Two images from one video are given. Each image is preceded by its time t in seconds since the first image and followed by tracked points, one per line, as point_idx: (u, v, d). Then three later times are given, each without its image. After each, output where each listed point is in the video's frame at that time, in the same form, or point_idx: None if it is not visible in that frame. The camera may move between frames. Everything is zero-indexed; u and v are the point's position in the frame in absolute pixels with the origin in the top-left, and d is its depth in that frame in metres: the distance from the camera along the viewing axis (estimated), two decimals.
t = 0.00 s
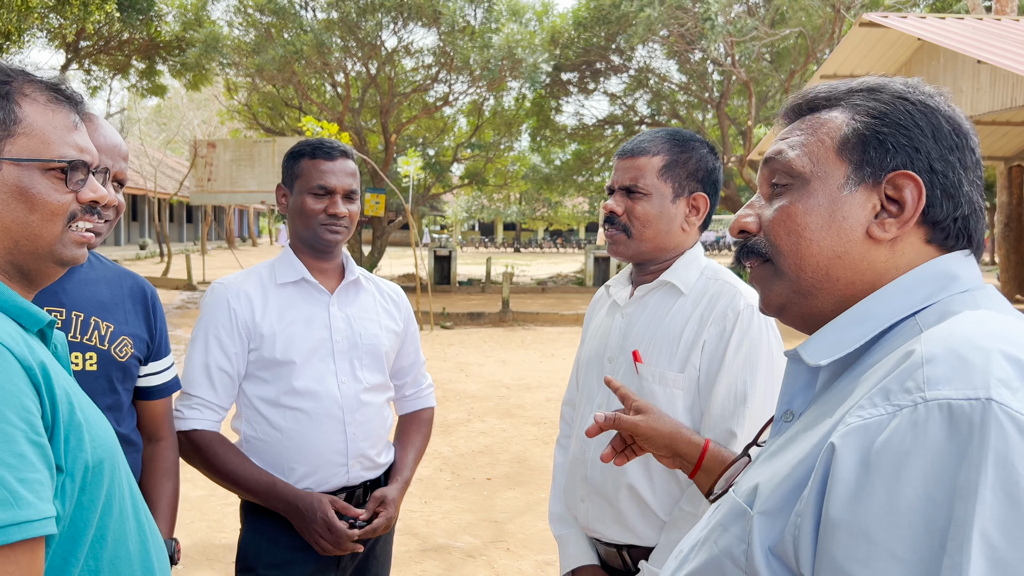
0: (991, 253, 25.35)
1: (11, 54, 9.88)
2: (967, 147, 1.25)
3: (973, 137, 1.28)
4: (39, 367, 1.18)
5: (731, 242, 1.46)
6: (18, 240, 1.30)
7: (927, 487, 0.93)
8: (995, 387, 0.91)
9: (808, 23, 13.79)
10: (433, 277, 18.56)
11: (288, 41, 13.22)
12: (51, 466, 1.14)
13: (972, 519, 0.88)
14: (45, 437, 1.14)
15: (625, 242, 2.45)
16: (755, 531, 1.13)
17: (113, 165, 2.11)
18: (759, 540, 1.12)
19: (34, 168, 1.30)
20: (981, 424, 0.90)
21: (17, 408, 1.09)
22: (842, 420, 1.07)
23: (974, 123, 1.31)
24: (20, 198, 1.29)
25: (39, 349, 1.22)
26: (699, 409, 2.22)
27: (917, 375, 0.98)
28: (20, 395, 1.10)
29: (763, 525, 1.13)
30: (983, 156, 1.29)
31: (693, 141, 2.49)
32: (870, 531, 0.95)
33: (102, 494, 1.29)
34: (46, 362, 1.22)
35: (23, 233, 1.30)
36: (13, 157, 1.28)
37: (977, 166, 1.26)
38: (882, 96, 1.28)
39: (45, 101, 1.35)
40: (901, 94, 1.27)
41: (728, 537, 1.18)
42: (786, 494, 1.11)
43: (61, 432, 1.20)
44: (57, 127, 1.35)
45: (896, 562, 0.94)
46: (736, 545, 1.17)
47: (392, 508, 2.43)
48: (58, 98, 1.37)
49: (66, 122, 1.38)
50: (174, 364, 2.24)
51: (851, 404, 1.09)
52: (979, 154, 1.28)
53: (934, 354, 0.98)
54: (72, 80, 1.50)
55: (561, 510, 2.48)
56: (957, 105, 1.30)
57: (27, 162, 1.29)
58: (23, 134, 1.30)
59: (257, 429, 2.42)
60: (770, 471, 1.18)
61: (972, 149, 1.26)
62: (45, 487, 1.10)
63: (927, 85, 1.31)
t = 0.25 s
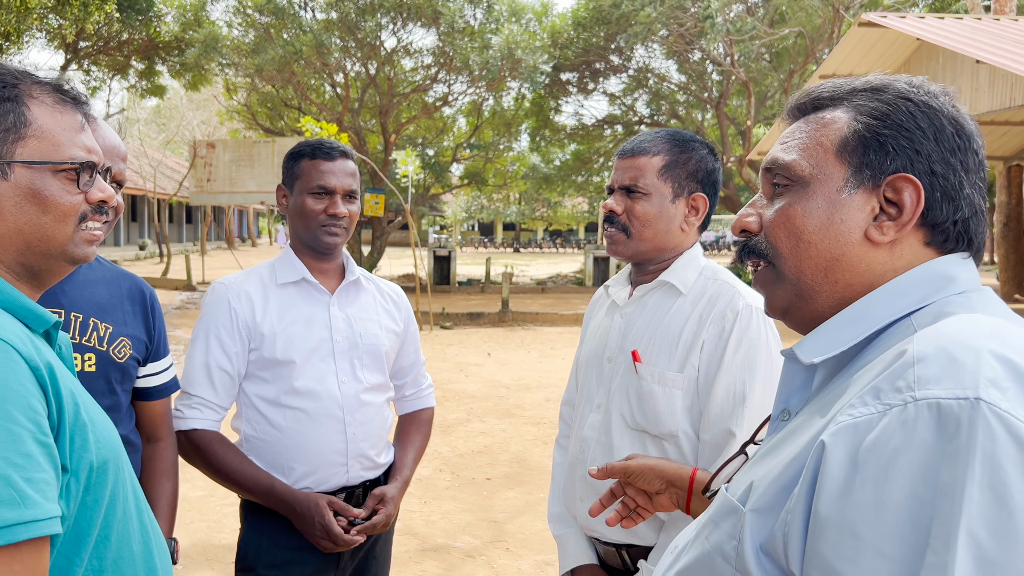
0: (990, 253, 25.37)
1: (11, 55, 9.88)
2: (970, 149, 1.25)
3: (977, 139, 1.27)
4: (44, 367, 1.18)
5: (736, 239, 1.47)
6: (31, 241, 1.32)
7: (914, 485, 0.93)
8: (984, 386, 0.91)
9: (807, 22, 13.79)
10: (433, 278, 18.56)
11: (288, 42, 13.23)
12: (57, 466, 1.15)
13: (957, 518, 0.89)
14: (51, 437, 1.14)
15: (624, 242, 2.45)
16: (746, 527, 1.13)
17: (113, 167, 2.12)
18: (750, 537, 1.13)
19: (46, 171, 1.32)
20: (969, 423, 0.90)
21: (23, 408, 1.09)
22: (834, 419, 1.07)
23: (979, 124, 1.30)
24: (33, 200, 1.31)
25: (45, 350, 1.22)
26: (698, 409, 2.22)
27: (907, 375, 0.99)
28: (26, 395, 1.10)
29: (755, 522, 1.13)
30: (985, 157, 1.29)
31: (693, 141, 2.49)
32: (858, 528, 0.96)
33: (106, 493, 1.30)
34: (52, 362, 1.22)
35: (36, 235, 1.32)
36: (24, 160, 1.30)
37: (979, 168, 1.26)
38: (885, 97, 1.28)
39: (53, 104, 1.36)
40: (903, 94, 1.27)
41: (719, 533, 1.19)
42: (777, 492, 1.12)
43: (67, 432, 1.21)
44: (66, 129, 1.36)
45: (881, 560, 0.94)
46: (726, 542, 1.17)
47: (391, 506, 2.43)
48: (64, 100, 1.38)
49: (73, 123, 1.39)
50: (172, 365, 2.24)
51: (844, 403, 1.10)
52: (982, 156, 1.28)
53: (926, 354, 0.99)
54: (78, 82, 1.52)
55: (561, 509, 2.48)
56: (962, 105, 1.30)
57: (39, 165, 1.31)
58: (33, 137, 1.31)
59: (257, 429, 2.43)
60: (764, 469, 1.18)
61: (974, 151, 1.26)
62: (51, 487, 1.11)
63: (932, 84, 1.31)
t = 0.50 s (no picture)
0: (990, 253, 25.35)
1: (9, 56, 9.87)
2: (976, 151, 1.24)
3: (985, 140, 1.26)
4: (50, 363, 1.18)
5: (737, 232, 1.48)
6: (50, 244, 1.35)
7: (903, 481, 0.93)
8: (974, 383, 0.91)
9: (807, 22, 13.78)
10: (432, 278, 18.54)
11: (287, 42, 13.23)
12: (64, 461, 1.15)
13: (944, 513, 0.88)
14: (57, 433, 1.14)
15: (624, 242, 2.45)
16: (738, 523, 1.13)
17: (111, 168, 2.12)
18: (742, 533, 1.13)
19: (62, 177, 1.33)
20: (958, 420, 0.90)
21: (30, 405, 1.09)
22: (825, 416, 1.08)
23: (986, 124, 1.29)
24: (52, 207, 1.33)
25: (51, 346, 1.22)
26: (698, 408, 2.21)
27: (898, 372, 0.99)
28: (33, 391, 1.10)
29: (747, 519, 1.13)
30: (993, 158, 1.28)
31: (693, 141, 2.49)
32: (847, 523, 0.96)
33: (113, 488, 1.29)
34: (58, 358, 1.22)
35: (55, 237, 1.35)
36: (40, 172, 1.31)
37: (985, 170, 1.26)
38: (894, 95, 1.27)
39: (50, 105, 1.34)
40: (913, 93, 1.26)
41: (713, 529, 1.19)
42: (769, 487, 1.12)
43: (72, 428, 1.21)
44: (67, 129, 1.35)
45: (869, 555, 0.94)
46: (720, 538, 1.18)
47: (390, 505, 2.43)
48: (60, 99, 1.36)
49: (70, 119, 1.38)
50: (171, 365, 2.24)
51: (836, 399, 1.10)
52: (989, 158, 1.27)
53: (916, 351, 0.99)
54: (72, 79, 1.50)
55: (561, 508, 2.48)
56: (972, 105, 1.29)
57: (55, 175, 1.32)
58: (43, 144, 1.32)
59: (257, 429, 2.42)
60: (758, 466, 1.18)
61: (981, 152, 1.25)
62: (58, 483, 1.11)
63: (944, 83, 1.30)
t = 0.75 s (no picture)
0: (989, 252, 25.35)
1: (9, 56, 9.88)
2: (979, 150, 1.25)
3: (988, 140, 1.26)
4: (54, 371, 1.19)
5: (739, 228, 1.48)
6: (54, 247, 1.35)
7: (895, 479, 0.94)
8: (966, 382, 0.91)
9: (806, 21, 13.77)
10: (432, 278, 18.54)
11: (286, 42, 13.25)
12: (67, 470, 1.15)
13: (935, 511, 0.89)
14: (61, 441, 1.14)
15: (624, 242, 2.46)
16: (733, 520, 1.14)
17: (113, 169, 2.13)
18: (737, 530, 1.14)
19: (70, 180, 1.34)
20: (951, 418, 0.90)
21: (33, 414, 1.09)
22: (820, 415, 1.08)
23: (992, 123, 1.29)
24: (59, 211, 1.34)
25: (54, 354, 1.22)
26: (697, 406, 2.22)
27: (892, 370, 0.99)
28: (37, 401, 1.11)
29: (742, 516, 1.14)
30: (995, 157, 1.29)
31: (692, 140, 2.49)
32: (839, 521, 0.97)
33: (115, 494, 1.30)
34: (61, 365, 1.22)
35: (60, 240, 1.35)
36: (49, 174, 1.32)
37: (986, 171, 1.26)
38: (900, 92, 1.27)
39: (67, 108, 1.36)
40: (920, 91, 1.26)
41: (709, 526, 1.20)
42: (763, 485, 1.12)
43: (75, 435, 1.21)
44: (81, 134, 1.38)
45: (861, 552, 0.95)
46: (715, 535, 1.18)
47: (390, 503, 2.43)
48: (77, 103, 1.39)
49: (86, 125, 1.40)
50: (170, 364, 2.24)
51: (832, 397, 1.10)
52: (992, 157, 1.28)
53: (911, 349, 0.99)
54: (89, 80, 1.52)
55: (560, 506, 2.48)
56: (977, 105, 1.29)
57: (63, 177, 1.34)
58: (55, 148, 1.33)
59: (257, 427, 2.43)
60: (753, 463, 1.19)
61: (983, 151, 1.25)
62: (61, 492, 1.11)
63: (951, 82, 1.30)
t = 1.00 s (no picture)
0: (988, 251, 25.37)
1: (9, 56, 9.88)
2: (967, 153, 1.24)
3: (979, 141, 1.26)
4: (64, 370, 1.19)
5: (734, 229, 1.49)
6: (65, 247, 1.35)
7: (888, 470, 0.94)
8: (957, 373, 0.92)
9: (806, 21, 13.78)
10: (431, 277, 18.53)
11: (285, 42, 13.25)
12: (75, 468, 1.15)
13: (926, 500, 0.89)
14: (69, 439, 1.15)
15: (626, 247, 2.47)
16: (729, 513, 1.14)
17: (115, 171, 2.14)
18: (733, 523, 1.14)
19: (85, 182, 1.35)
20: (942, 408, 0.91)
21: (42, 411, 1.10)
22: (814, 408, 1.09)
23: (983, 124, 1.29)
24: (73, 211, 1.34)
25: (64, 352, 1.23)
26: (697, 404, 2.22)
27: (884, 363, 1.00)
28: (47, 398, 1.11)
29: (738, 509, 1.14)
30: (987, 158, 1.28)
31: (685, 138, 2.48)
32: (833, 512, 0.97)
33: (121, 494, 1.30)
34: (71, 364, 1.23)
35: (71, 241, 1.35)
36: (65, 175, 1.33)
37: (976, 172, 1.26)
38: (887, 95, 1.27)
39: (86, 112, 1.39)
40: (907, 93, 1.25)
41: (704, 520, 1.20)
42: (758, 478, 1.13)
43: (84, 434, 1.22)
44: (98, 138, 1.39)
45: (855, 542, 0.95)
46: (710, 529, 1.18)
47: (390, 501, 2.44)
48: (96, 107, 1.41)
49: (103, 129, 1.42)
50: (169, 364, 2.24)
51: (826, 391, 1.11)
52: (983, 159, 1.27)
53: (903, 342, 1.00)
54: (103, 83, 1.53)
55: (561, 503, 2.49)
56: (969, 106, 1.28)
57: (79, 178, 1.35)
58: (73, 149, 1.35)
59: (257, 427, 2.43)
60: (749, 457, 1.19)
61: (973, 154, 1.25)
62: (68, 489, 1.11)
63: (940, 83, 1.29)
